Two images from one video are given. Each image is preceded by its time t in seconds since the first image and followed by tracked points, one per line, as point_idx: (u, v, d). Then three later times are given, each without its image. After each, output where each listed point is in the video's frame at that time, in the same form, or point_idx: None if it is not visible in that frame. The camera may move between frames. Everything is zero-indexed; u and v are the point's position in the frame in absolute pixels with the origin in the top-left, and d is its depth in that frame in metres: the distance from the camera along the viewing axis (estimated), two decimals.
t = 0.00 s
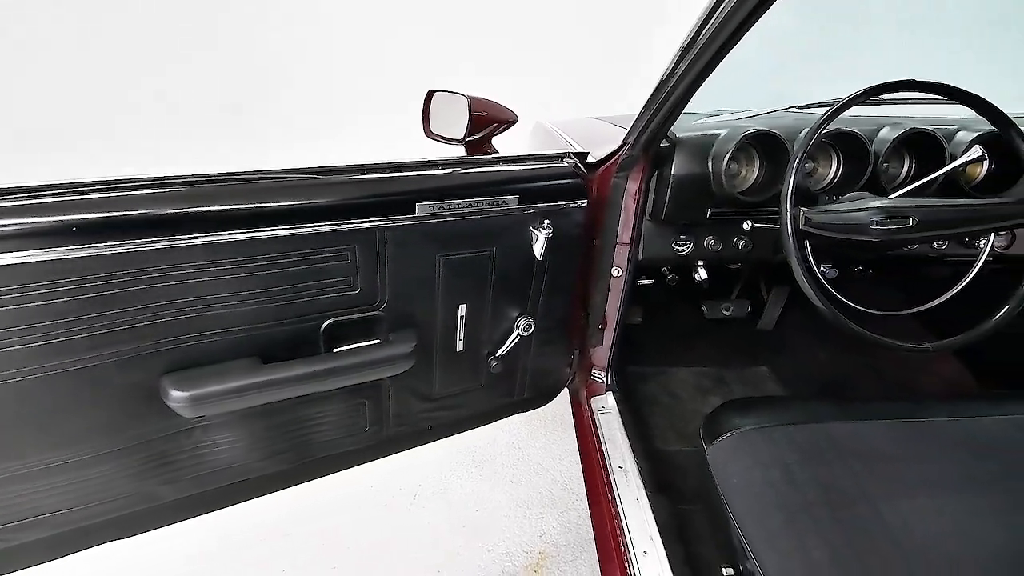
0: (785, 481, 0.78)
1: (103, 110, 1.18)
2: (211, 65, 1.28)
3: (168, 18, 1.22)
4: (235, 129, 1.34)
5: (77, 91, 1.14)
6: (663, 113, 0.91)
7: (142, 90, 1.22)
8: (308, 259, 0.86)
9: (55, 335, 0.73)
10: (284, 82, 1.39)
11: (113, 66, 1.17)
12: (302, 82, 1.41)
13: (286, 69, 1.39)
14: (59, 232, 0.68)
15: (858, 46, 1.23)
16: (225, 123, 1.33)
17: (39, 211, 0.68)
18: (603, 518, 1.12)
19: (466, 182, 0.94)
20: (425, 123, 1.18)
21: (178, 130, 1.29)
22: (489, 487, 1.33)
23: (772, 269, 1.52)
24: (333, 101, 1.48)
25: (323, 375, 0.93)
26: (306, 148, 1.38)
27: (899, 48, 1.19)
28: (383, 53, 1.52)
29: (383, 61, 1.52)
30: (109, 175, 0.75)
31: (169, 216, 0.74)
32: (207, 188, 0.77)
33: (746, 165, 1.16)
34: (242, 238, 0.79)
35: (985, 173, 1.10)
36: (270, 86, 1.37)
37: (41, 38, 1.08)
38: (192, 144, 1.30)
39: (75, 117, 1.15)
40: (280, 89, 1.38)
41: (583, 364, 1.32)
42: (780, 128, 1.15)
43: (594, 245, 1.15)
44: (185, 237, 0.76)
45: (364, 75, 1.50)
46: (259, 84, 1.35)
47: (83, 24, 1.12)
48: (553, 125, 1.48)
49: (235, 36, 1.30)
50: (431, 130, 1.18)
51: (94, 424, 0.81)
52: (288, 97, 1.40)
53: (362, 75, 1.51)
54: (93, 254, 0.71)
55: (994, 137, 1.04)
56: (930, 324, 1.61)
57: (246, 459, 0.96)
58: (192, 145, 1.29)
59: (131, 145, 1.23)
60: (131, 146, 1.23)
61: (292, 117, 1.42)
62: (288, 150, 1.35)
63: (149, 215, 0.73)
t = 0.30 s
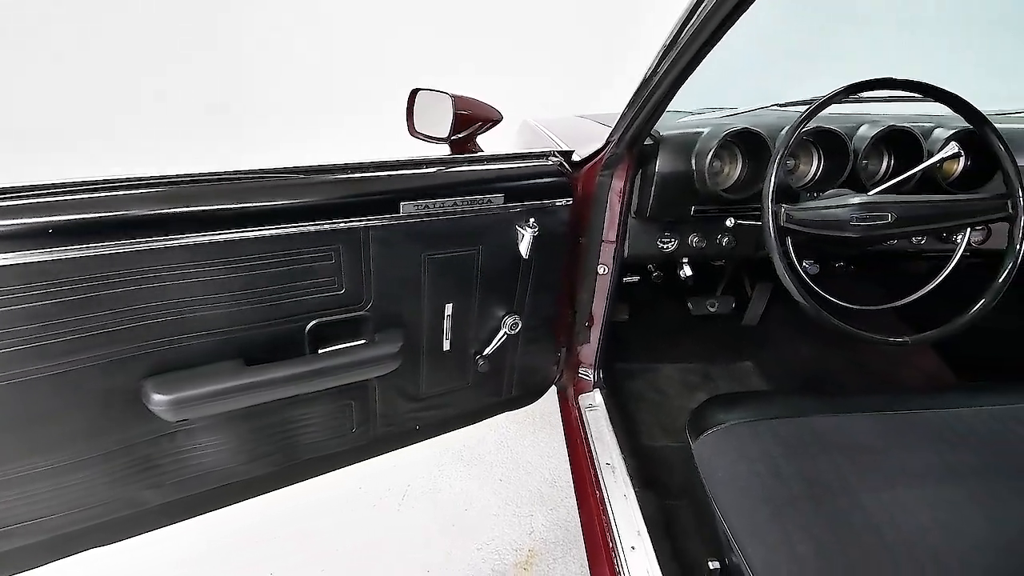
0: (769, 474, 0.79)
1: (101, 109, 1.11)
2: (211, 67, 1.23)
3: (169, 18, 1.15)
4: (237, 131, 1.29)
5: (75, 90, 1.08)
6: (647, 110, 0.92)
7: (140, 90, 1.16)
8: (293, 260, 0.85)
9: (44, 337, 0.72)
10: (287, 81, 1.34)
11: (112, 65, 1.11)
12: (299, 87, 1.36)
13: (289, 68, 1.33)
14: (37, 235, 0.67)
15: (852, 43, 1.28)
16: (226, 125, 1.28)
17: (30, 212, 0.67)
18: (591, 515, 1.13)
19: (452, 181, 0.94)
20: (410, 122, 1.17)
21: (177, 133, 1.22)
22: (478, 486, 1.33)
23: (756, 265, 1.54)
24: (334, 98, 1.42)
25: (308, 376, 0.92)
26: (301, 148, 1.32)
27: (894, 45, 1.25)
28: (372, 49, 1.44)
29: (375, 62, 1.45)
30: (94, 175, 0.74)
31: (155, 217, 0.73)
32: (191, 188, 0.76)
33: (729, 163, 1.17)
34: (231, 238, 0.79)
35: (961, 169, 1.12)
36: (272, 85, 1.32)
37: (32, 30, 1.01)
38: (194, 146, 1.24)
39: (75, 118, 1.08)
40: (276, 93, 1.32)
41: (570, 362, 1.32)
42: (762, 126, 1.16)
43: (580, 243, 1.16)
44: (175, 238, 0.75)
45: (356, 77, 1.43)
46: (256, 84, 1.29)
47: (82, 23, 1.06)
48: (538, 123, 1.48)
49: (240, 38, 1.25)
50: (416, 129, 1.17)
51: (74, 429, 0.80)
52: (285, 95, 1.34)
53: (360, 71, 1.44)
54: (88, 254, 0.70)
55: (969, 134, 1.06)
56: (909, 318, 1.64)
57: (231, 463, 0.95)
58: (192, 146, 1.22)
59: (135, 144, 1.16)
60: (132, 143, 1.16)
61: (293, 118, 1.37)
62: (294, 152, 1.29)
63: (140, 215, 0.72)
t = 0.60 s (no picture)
0: (754, 468, 0.80)
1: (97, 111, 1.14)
2: (200, 66, 1.26)
3: (168, 18, 1.21)
4: (217, 127, 1.31)
5: (64, 86, 1.10)
6: (630, 109, 0.92)
7: (126, 85, 1.18)
8: (279, 260, 0.85)
9: (36, 339, 0.71)
10: (263, 83, 1.35)
11: (99, 59, 1.13)
12: (278, 88, 1.38)
13: (270, 70, 1.36)
14: (12, 237, 0.66)
15: (854, 43, 1.26)
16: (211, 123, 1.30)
17: (25, 212, 0.67)
18: (579, 512, 1.13)
19: (437, 180, 0.94)
20: (394, 121, 1.17)
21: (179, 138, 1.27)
22: (467, 485, 1.32)
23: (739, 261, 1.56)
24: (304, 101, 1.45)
25: (294, 378, 0.91)
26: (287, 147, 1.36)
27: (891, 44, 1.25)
28: (355, 54, 1.48)
29: (359, 62, 1.49)
30: (87, 175, 0.74)
31: (146, 217, 0.73)
32: (180, 188, 0.75)
33: (712, 161, 1.18)
34: (222, 238, 0.79)
35: (938, 166, 1.14)
36: (250, 86, 1.34)
37: (31, 29, 1.04)
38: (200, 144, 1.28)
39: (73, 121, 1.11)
40: (266, 92, 1.37)
41: (557, 360, 1.32)
42: (744, 124, 1.17)
43: (565, 242, 1.17)
44: (169, 238, 0.75)
45: (343, 76, 1.49)
46: (247, 83, 1.33)
47: (69, 22, 1.09)
48: (523, 122, 1.49)
49: (224, 37, 1.28)
50: (400, 129, 1.17)
51: (55, 435, 0.78)
52: (269, 100, 1.37)
53: (344, 74, 1.48)
54: (87, 254, 0.70)
55: (945, 131, 1.09)
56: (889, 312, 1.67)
57: (216, 466, 0.94)
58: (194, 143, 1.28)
59: (141, 145, 1.21)
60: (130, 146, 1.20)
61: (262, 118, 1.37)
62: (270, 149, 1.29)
63: (132, 215, 0.72)
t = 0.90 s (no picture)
0: (738, 462, 0.81)
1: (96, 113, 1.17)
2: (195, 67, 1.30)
3: (168, 18, 1.24)
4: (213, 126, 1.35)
5: (62, 87, 1.12)
6: (614, 107, 0.93)
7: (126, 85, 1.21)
8: (262, 261, 0.84)
9: (26, 340, 0.71)
10: (261, 87, 1.40)
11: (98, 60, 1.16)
12: (265, 88, 1.41)
13: (257, 69, 1.38)
14: None
15: (854, 43, 1.25)
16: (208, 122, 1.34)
17: (20, 212, 0.66)
18: (568, 510, 1.14)
19: (422, 178, 0.93)
20: (377, 120, 1.17)
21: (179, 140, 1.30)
22: (456, 484, 1.32)
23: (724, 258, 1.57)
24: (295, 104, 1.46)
25: (280, 380, 0.91)
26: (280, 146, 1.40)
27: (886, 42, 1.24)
28: (342, 60, 1.52)
29: (362, 51, 1.54)
30: (77, 174, 0.73)
31: (132, 218, 0.72)
32: (169, 188, 0.75)
33: (695, 159, 1.19)
34: (212, 238, 0.78)
35: (916, 163, 1.16)
36: (239, 86, 1.37)
37: (30, 29, 1.07)
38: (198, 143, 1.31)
39: (74, 123, 1.13)
40: (254, 90, 1.39)
41: (544, 357, 1.33)
42: (726, 122, 1.19)
43: (551, 240, 1.18)
44: (163, 237, 0.75)
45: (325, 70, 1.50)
46: (240, 78, 1.36)
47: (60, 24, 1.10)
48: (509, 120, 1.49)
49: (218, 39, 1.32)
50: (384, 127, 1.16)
51: (35, 440, 0.77)
52: (262, 99, 1.41)
53: (328, 76, 1.50)
54: (87, 254, 0.71)
55: (922, 129, 1.10)
56: (870, 307, 1.69)
57: (201, 470, 0.93)
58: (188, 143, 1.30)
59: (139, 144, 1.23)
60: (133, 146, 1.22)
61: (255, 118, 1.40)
62: (268, 150, 1.34)
63: (123, 216, 0.71)
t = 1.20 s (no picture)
0: (723, 456, 0.82)
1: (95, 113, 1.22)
2: (191, 66, 1.33)
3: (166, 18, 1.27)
4: (205, 126, 1.38)
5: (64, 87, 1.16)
6: (597, 105, 0.93)
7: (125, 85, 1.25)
8: (245, 262, 0.83)
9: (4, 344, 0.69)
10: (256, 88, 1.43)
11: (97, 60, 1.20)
12: (257, 87, 1.43)
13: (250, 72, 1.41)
14: None
15: (854, 42, 1.30)
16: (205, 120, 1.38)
17: (10, 212, 0.66)
18: (556, 507, 1.14)
19: (407, 177, 0.93)
20: (361, 118, 1.16)
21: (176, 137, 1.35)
22: (444, 483, 1.32)
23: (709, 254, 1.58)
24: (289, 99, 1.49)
25: (265, 381, 0.90)
26: (276, 144, 1.46)
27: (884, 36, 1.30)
28: (328, 60, 1.53)
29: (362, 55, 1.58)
30: (65, 174, 0.73)
31: (115, 218, 0.71)
32: (150, 189, 0.75)
33: (679, 157, 1.20)
34: (199, 239, 0.78)
35: (894, 159, 1.18)
36: (232, 85, 1.39)
37: (30, 29, 1.10)
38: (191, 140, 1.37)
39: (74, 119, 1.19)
40: (246, 90, 1.42)
41: (532, 355, 1.33)
42: (709, 120, 1.20)
43: (537, 238, 1.18)
44: (152, 237, 0.74)
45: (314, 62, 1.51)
46: (236, 77, 1.39)
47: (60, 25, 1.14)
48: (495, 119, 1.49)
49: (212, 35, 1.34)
50: (368, 126, 1.15)
51: (14, 446, 0.76)
52: (257, 99, 1.44)
53: (313, 75, 1.51)
54: (78, 254, 0.70)
55: (899, 125, 1.12)
56: (851, 302, 1.72)
57: (185, 474, 0.92)
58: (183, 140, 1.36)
59: (133, 138, 1.29)
60: (127, 143, 1.28)
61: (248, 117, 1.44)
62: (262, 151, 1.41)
63: (110, 216, 0.71)
